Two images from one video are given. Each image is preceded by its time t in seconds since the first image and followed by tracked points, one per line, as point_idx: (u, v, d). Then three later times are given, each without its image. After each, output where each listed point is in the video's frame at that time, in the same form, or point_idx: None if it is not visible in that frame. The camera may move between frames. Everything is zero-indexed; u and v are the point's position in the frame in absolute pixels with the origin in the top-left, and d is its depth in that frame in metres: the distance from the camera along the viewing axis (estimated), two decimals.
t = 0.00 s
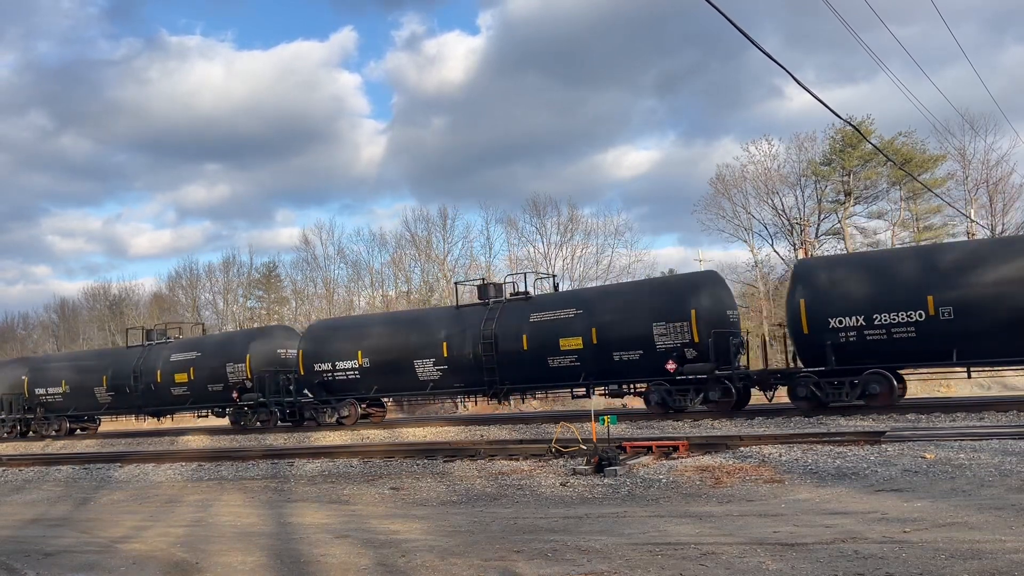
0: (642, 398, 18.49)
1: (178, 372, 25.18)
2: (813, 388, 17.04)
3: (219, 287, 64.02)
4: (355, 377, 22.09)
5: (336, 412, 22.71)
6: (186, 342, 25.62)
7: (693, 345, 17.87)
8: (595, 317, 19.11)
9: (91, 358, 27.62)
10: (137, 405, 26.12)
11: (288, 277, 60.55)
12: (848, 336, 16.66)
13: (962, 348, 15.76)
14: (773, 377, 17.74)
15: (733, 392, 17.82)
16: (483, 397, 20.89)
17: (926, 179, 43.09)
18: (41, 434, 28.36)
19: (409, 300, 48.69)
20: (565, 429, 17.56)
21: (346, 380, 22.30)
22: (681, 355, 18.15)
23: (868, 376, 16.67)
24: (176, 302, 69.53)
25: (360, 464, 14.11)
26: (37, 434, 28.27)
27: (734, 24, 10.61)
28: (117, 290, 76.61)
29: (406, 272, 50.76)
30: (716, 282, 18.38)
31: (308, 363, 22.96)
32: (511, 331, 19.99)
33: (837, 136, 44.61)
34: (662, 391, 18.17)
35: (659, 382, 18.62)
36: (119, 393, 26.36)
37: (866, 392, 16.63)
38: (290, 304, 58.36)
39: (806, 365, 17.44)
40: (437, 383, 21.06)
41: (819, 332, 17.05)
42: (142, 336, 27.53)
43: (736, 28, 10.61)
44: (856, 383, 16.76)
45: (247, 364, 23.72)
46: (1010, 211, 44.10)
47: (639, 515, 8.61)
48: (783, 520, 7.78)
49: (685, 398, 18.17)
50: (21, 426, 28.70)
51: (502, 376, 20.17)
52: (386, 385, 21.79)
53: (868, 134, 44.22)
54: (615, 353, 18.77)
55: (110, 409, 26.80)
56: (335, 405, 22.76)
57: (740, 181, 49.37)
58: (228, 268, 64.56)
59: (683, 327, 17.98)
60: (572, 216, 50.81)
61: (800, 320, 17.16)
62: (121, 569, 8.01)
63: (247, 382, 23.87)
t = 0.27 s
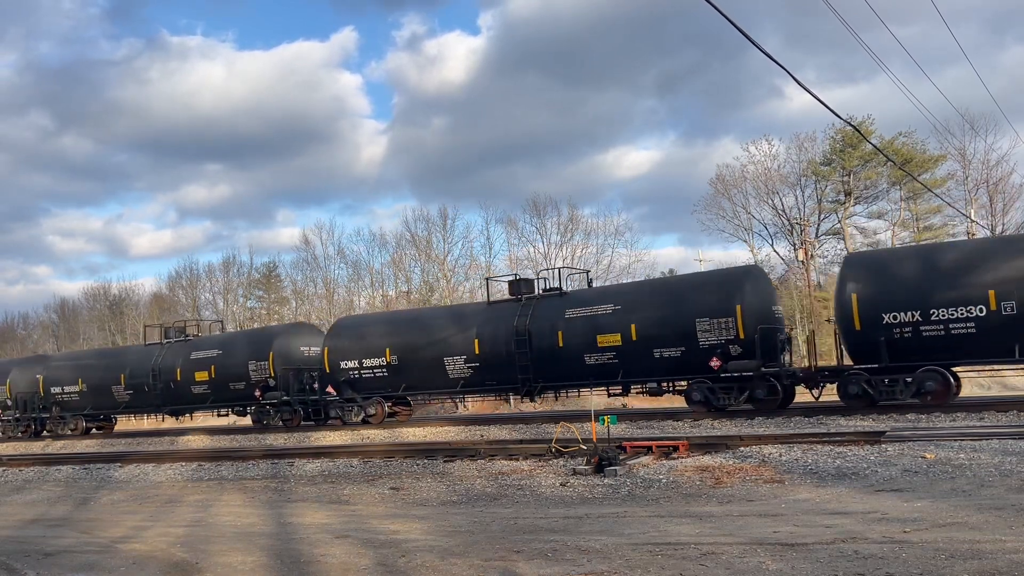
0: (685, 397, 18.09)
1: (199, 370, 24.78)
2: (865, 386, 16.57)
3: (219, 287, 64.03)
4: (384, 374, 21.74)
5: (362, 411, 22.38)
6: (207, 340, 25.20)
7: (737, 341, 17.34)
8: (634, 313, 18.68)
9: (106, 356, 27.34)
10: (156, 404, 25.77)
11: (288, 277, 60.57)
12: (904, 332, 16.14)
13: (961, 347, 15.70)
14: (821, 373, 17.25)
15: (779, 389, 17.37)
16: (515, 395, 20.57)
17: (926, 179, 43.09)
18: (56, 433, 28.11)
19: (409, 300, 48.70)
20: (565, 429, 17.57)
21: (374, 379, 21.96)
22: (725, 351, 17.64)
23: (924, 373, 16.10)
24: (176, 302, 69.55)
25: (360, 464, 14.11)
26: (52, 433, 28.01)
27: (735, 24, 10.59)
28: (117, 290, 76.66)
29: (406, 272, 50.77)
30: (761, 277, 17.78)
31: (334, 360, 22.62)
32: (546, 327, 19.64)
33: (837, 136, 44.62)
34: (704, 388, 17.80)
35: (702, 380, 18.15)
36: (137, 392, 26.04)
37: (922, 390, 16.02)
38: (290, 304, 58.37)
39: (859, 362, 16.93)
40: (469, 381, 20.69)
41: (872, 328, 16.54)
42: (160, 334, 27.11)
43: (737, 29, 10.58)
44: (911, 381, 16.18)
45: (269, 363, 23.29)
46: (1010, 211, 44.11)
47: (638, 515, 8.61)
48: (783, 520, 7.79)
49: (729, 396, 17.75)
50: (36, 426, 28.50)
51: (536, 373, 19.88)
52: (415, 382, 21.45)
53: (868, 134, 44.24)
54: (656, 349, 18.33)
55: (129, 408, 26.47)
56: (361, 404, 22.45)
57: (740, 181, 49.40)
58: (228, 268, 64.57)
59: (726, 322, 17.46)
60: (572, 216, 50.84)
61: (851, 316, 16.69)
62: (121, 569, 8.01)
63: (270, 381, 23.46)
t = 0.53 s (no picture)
0: (727, 395, 17.61)
1: (221, 368, 24.51)
2: (921, 383, 16.05)
3: (219, 287, 64.07)
4: (412, 372, 21.38)
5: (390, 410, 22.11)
6: (229, 338, 24.96)
7: (786, 337, 16.85)
8: (676, 309, 18.19)
9: (123, 354, 27.06)
10: (176, 403, 25.47)
11: (288, 277, 60.60)
12: (963, 328, 15.58)
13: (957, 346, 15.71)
14: (873, 371, 16.77)
15: (828, 388, 16.79)
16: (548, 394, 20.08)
17: (926, 179, 43.08)
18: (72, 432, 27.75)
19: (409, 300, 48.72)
20: (565, 429, 17.57)
21: (402, 376, 21.61)
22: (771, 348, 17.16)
23: (982, 370, 15.43)
24: (176, 302, 69.59)
25: (360, 464, 14.12)
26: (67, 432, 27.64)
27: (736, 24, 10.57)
28: (118, 290, 76.72)
29: (406, 272, 50.78)
30: (807, 271, 17.28)
31: (360, 358, 22.28)
32: (583, 324, 19.16)
33: (837, 136, 44.62)
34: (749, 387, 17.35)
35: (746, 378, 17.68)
36: (157, 391, 25.75)
37: (982, 386, 15.41)
38: (290, 304, 58.38)
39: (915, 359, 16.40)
40: (500, 379, 20.25)
41: (929, 323, 15.99)
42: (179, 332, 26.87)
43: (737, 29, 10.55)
44: (971, 377, 15.57)
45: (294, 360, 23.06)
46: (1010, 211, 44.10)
47: (638, 515, 8.61)
48: (783, 520, 7.79)
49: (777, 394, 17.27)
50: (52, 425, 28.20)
51: (571, 371, 19.36)
52: (445, 381, 21.05)
53: (868, 134, 44.23)
54: (699, 346, 17.83)
55: (147, 406, 26.17)
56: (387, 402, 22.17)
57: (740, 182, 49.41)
58: (228, 268, 64.59)
59: (774, 318, 16.98)
60: (572, 216, 50.86)
61: (907, 312, 16.14)
62: (121, 569, 8.01)
63: (294, 379, 23.16)
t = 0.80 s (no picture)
0: (775, 392, 17.34)
1: (243, 366, 24.27)
2: (980, 380, 15.63)
3: (219, 287, 64.09)
4: (442, 370, 21.25)
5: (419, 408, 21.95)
6: (251, 335, 24.71)
7: (837, 333, 16.50)
8: (720, 305, 17.84)
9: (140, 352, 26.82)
10: (196, 401, 25.23)
11: (288, 277, 60.61)
12: None
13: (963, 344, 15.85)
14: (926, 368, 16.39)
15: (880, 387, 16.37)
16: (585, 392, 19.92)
17: (926, 179, 43.08)
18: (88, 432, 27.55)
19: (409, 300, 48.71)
20: (565, 429, 17.58)
21: (432, 374, 21.48)
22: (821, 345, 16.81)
23: None
24: (176, 302, 69.58)
25: (360, 464, 14.13)
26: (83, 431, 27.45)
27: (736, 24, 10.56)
28: (117, 290, 76.74)
29: (406, 272, 50.78)
30: (858, 267, 16.87)
31: (389, 354, 22.26)
32: (622, 320, 18.93)
33: (837, 136, 44.62)
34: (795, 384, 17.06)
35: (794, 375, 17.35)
36: (176, 389, 25.51)
37: None
38: (289, 304, 58.39)
39: (971, 356, 15.99)
40: (535, 376, 20.05)
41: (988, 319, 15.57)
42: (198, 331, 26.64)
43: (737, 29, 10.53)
44: None
45: (320, 357, 22.88)
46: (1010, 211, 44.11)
47: (639, 516, 8.62)
48: (783, 521, 7.79)
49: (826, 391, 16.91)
50: (66, 424, 28.01)
51: (609, 368, 19.20)
52: (476, 378, 20.94)
53: (869, 134, 44.23)
54: (743, 343, 17.50)
55: (166, 405, 25.93)
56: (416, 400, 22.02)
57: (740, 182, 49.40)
58: (228, 268, 64.58)
59: (824, 314, 16.62)
60: (572, 216, 50.86)
61: (965, 306, 15.71)
62: (121, 569, 8.01)
63: (320, 377, 22.96)
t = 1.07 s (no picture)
0: (823, 390, 16.83)
1: (266, 364, 24.03)
2: None
3: (219, 287, 64.12)
4: (473, 368, 20.90)
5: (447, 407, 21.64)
6: (274, 332, 24.43)
7: (891, 330, 16.00)
8: (768, 300, 17.27)
9: (157, 350, 26.64)
10: (217, 400, 25.04)
11: (288, 277, 60.64)
12: None
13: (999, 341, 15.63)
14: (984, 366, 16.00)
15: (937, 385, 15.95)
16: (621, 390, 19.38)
17: (926, 179, 43.09)
18: (106, 431, 27.41)
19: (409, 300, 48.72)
20: (565, 429, 17.60)
21: (461, 372, 21.15)
22: (874, 341, 16.29)
23: None
24: (176, 302, 69.60)
25: (360, 464, 14.13)
26: (101, 431, 27.32)
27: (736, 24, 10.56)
28: (117, 290, 76.79)
29: (406, 272, 50.79)
30: (910, 260, 16.41)
31: (417, 351, 21.91)
32: (662, 316, 18.36)
33: (837, 136, 44.62)
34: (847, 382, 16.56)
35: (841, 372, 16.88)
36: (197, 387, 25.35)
37: None
38: (289, 304, 58.40)
39: None
40: (569, 374, 19.60)
41: None
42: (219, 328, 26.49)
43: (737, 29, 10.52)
44: None
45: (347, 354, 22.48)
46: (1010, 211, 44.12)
47: (639, 515, 8.61)
48: (783, 521, 7.79)
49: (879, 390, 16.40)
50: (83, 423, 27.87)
51: (648, 366, 18.63)
52: (509, 376, 20.46)
53: (868, 134, 44.26)
54: (792, 340, 16.96)
55: (186, 403, 25.76)
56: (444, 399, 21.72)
57: (740, 182, 49.41)
58: (228, 268, 64.59)
59: (879, 309, 16.08)
60: (572, 216, 50.93)
61: None
62: (121, 569, 8.01)
63: (345, 374, 22.53)
